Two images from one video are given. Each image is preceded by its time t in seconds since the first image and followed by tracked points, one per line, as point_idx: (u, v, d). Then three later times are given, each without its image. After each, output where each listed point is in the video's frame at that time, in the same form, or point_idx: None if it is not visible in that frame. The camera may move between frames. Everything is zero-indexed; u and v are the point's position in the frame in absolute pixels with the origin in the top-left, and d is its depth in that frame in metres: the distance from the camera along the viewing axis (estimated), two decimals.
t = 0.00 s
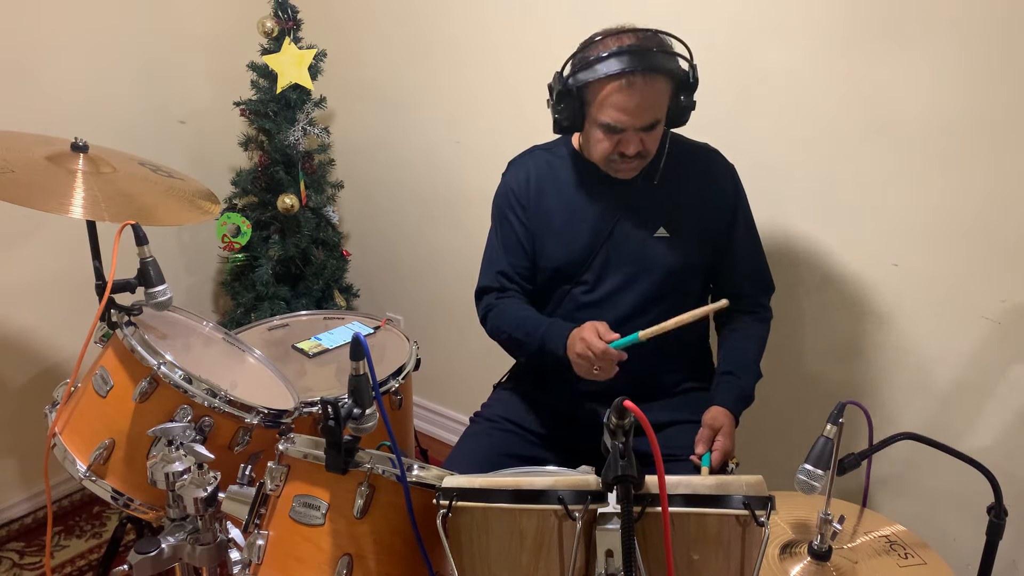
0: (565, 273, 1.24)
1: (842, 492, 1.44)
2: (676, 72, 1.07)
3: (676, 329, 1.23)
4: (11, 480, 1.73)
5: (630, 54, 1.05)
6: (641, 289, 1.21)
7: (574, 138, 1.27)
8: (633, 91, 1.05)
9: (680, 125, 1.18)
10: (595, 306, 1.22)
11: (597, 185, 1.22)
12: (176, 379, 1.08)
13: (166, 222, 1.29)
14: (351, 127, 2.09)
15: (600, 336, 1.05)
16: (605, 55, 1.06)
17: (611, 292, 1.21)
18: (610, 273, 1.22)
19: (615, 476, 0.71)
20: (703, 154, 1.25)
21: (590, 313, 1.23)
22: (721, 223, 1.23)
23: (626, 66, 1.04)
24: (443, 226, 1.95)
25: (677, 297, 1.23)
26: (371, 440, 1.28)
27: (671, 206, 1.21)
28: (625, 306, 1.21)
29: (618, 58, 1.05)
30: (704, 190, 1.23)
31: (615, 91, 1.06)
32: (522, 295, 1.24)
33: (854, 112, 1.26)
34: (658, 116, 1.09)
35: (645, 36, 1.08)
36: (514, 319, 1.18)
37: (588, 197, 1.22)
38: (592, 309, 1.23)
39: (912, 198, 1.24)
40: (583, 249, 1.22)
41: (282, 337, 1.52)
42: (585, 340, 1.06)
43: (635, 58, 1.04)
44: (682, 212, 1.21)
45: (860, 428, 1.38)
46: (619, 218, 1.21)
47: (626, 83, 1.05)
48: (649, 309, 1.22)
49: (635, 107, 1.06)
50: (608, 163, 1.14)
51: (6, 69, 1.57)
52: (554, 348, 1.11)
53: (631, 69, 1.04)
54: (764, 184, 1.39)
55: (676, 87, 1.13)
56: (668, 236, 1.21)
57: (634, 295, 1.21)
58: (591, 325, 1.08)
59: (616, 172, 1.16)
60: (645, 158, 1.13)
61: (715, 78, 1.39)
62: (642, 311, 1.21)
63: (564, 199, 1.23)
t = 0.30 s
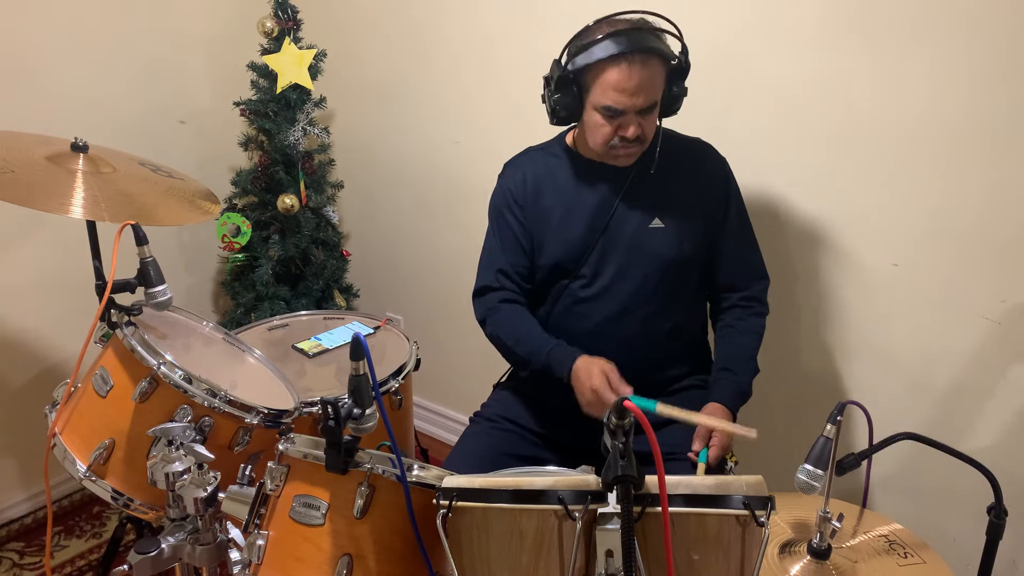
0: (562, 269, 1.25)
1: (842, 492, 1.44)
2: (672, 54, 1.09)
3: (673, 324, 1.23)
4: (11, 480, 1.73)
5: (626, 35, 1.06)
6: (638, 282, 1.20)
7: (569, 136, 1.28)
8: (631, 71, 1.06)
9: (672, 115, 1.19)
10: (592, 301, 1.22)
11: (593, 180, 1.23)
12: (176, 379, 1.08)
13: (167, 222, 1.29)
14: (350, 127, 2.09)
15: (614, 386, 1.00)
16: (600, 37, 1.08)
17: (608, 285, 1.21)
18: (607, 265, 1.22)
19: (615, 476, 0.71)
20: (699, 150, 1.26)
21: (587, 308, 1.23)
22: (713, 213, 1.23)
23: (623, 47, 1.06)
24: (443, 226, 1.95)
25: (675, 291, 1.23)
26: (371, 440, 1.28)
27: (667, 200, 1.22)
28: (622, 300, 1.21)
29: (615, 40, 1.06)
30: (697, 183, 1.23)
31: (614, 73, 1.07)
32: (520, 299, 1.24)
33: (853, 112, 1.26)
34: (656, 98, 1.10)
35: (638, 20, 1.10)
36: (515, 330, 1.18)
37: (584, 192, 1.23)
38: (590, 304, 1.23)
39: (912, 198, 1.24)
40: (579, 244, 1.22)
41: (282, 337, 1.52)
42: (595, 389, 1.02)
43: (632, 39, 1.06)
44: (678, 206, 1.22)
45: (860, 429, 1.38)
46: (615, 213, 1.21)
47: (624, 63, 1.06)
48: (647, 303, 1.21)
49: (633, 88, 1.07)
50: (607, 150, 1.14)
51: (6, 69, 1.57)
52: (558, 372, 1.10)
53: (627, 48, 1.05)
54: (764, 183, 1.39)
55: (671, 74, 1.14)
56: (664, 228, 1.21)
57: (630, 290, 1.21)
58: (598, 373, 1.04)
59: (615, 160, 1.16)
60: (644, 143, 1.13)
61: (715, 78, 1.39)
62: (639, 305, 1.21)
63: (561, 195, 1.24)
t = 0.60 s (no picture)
0: (560, 266, 1.24)
1: (842, 492, 1.44)
2: (670, 55, 1.09)
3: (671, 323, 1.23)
4: (11, 480, 1.73)
5: (624, 35, 1.06)
6: (636, 280, 1.20)
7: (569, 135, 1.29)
8: (628, 70, 1.06)
9: (671, 113, 1.19)
10: (589, 297, 1.22)
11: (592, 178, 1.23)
12: (176, 379, 1.08)
13: (167, 222, 1.29)
14: (351, 127, 2.09)
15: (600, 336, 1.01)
16: (599, 36, 1.08)
17: (607, 281, 1.21)
18: (605, 262, 1.22)
19: (615, 476, 0.71)
20: (699, 150, 1.26)
21: (584, 305, 1.22)
22: (711, 209, 1.23)
23: (620, 46, 1.06)
24: (443, 226, 1.95)
25: (672, 289, 1.23)
26: (371, 440, 1.28)
27: (666, 198, 1.22)
28: (620, 297, 1.21)
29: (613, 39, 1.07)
30: (695, 181, 1.23)
31: (611, 72, 1.07)
32: (515, 288, 1.23)
33: (852, 111, 1.26)
34: (653, 98, 1.10)
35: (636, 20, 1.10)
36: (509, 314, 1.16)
37: (582, 190, 1.23)
38: (587, 300, 1.22)
39: (912, 197, 1.24)
40: (578, 240, 1.22)
41: (282, 337, 1.52)
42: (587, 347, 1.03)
43: (629, 39, 1.06)
44: (676, 204, 1.22)
45: (860, 428, 1.38)
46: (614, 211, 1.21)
47: (622, 63, 1.06)
48: (647, 300, 1.21)
49: (630, 87, 1.07)
50: (603, 148, 1.14)
51: (6, 69, 1.57)
52: (549, 339, 1.10)
53: (625, 47, 1.06)
54: (764, 183, 1.39)
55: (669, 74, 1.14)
56: (662, 225, 1.21)
57: (628, 286, 1.20)
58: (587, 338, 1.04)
59: (612, 158, 1.16)
60: (640, 142, 1.13)
61: (715, 78, 1.39)
62: (637, 301, 1.21)
63: (560, 192, 1.24)
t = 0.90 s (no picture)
0: (562, 270, 1.24)
1: (842, 492, 1.44)
2: (675, 78, 1.08)
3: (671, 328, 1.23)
4: (11, 480, 1.73)
5: (630, 66, 1.04)
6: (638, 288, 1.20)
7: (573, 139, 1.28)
8: (635, 102, 1.05)
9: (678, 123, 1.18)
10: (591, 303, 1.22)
11: (595, 185, 1.23)
12: (176, 379, 1.08)
13: (167, 223, 1.29)
14: (350, 127, 2.09)
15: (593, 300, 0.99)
16: (605, 66, 1.05)
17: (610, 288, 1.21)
18: (609, 269, 1.22)
19: (615, 476, 0.71)
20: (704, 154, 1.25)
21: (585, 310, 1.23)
22: (716, 218, 1.23)
23: (626, 80, 1.04)
24: (443, 226, 1.95)
25: (673, 296, 1.23)
26: (371, 440, 1.28)
27: (670, 207, 1.22)
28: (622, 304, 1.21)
29: (620, 70, 1.04)
30: (700, 188, 1.23)
31: (616, 105, 1.06)
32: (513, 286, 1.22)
33: (853, 112, 1.26)
34: (658, 123, 1.09)
35: (642, 43, 1.06)
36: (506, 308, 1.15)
37: (586, 197, 1.23)
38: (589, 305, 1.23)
39: (911, 197, 1.24)
40: (580, 246, 1.22)
41: (282, 337, 1.52)
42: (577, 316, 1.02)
43: (635, 71, 1.04)
44: (680, 212, 1.22)
45: (860, 429, 1.38)
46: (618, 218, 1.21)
47: (627, 96, 1.05)
48: (647, 307, 1.22)
49: (636, 117, 1.06)
50: (608, 166, 1.16)
51: (6, 68, 1.57)
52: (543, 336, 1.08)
53: (633, 79, 1.04)
54: (764, 183, 1.39)
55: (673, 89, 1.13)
56: (665, 234, 1.21)
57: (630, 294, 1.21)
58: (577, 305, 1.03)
59: (614, 174, 1.18)
60: (642, 160, 1.15)
61: (716, 77, 1.39)
62: (639, 309, 1.21)
63: (563, 197, 1.24)
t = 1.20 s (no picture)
0: (565, 279, 1.24)
1: (842, 492, 1.44)
2: (689, 79, 1.08)
3: (674, 333, 1.23)
4: (11, 480, 1.73)
5: (648, 66, 1.04)
6: (643, 296, 1.21)
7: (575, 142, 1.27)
8: (651, 103, 1.05)
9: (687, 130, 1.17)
10: (595, 311, 1.23)
11: (598, 191, 1.22)
12: (176, 379, 1.08)
13: (167, 223, 1.29)
14: (350, 127, 2.10)
15: (605, 351, 1.04)
16: (622, 66, 1.04)
17: (612, 298, 1.22)
18: (611, 279, 1.22)
19: (615, 476, 0.71)
20: (707, 158, 1.25)
21: (590, 318, 1.23)
22: (718, 223, 1.23)
23: (641, 79, 1.03)
24: (443, 225, 1.95)
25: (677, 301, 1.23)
26: (371, 440, 1.28)
27: (673, 213, 1.21)
28: (626, 312, 1.21)
29: (637, 70, 1.04)
30: (703, 192, 1.23)
31: (631, 105, 1.05)
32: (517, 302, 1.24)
33: (853, 112, 1.26)
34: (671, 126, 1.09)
35: (657, 45, 1.07)
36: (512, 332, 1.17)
37: (589, 204, 1.22)
38: (593, 314, 1.23)
39: (911, 197, 1.24)
40: (584, 255, 1.22)
41: (282, 337, 1.52)
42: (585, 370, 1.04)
43: (650, 70, 1.04)
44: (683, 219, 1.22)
45: (860, 429, 1.38)
46: (621, 226, 1.21)
47: (642, 95, 1.04)
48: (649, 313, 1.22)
49: (652, 119, 1.06)
50: (617, 169, 1.15)
51: (6, 69, 1.57)
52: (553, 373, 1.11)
53: (650, 79, 1.03)
54: (764, 184, 1.39)
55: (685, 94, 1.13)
56: (669, 242, 1.21)
57: (634, 303, 1.21)
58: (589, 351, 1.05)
59: (623, 179, 1.18)
60: (653, 165, 1.15)
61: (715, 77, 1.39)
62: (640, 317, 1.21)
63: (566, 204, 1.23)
